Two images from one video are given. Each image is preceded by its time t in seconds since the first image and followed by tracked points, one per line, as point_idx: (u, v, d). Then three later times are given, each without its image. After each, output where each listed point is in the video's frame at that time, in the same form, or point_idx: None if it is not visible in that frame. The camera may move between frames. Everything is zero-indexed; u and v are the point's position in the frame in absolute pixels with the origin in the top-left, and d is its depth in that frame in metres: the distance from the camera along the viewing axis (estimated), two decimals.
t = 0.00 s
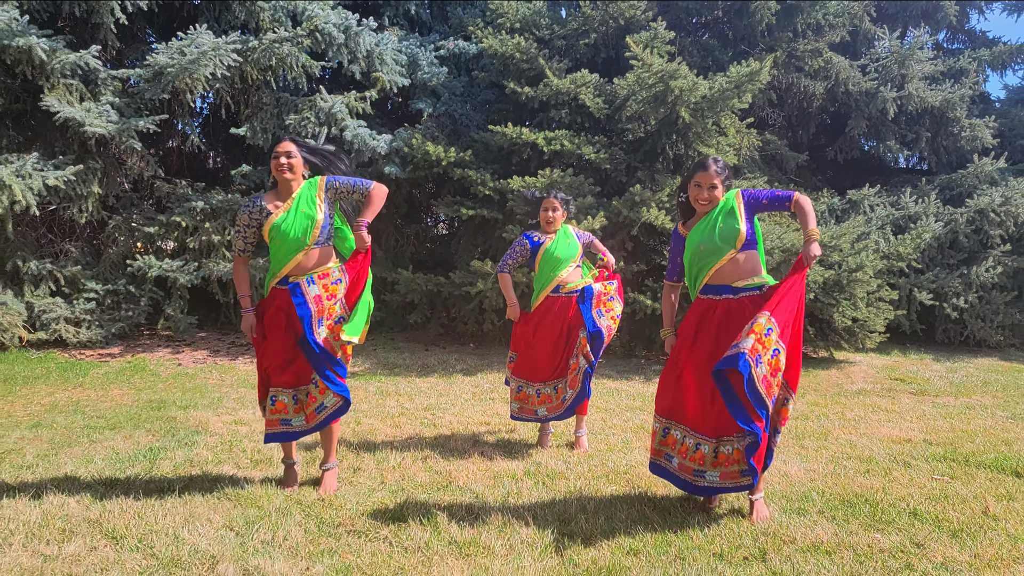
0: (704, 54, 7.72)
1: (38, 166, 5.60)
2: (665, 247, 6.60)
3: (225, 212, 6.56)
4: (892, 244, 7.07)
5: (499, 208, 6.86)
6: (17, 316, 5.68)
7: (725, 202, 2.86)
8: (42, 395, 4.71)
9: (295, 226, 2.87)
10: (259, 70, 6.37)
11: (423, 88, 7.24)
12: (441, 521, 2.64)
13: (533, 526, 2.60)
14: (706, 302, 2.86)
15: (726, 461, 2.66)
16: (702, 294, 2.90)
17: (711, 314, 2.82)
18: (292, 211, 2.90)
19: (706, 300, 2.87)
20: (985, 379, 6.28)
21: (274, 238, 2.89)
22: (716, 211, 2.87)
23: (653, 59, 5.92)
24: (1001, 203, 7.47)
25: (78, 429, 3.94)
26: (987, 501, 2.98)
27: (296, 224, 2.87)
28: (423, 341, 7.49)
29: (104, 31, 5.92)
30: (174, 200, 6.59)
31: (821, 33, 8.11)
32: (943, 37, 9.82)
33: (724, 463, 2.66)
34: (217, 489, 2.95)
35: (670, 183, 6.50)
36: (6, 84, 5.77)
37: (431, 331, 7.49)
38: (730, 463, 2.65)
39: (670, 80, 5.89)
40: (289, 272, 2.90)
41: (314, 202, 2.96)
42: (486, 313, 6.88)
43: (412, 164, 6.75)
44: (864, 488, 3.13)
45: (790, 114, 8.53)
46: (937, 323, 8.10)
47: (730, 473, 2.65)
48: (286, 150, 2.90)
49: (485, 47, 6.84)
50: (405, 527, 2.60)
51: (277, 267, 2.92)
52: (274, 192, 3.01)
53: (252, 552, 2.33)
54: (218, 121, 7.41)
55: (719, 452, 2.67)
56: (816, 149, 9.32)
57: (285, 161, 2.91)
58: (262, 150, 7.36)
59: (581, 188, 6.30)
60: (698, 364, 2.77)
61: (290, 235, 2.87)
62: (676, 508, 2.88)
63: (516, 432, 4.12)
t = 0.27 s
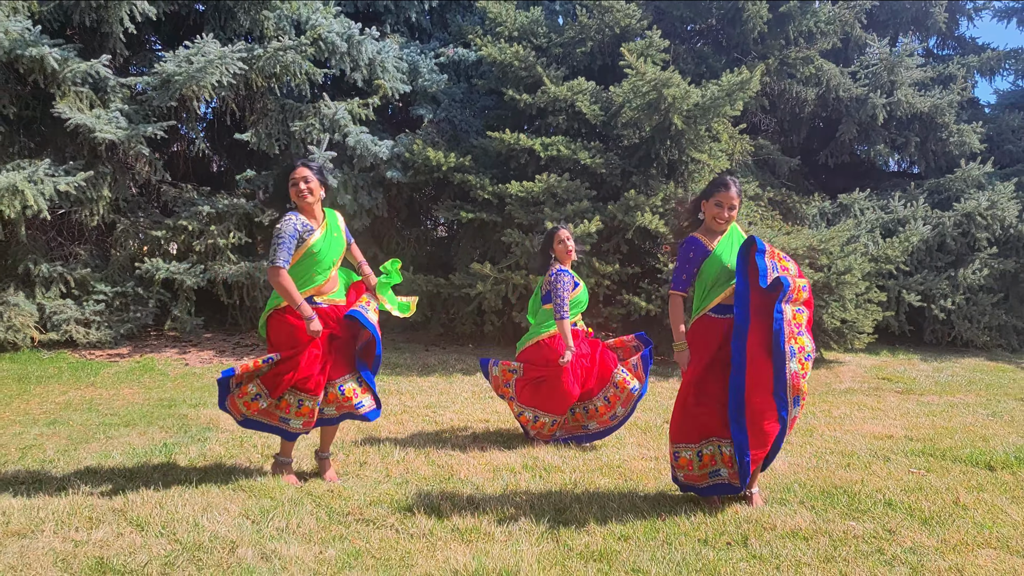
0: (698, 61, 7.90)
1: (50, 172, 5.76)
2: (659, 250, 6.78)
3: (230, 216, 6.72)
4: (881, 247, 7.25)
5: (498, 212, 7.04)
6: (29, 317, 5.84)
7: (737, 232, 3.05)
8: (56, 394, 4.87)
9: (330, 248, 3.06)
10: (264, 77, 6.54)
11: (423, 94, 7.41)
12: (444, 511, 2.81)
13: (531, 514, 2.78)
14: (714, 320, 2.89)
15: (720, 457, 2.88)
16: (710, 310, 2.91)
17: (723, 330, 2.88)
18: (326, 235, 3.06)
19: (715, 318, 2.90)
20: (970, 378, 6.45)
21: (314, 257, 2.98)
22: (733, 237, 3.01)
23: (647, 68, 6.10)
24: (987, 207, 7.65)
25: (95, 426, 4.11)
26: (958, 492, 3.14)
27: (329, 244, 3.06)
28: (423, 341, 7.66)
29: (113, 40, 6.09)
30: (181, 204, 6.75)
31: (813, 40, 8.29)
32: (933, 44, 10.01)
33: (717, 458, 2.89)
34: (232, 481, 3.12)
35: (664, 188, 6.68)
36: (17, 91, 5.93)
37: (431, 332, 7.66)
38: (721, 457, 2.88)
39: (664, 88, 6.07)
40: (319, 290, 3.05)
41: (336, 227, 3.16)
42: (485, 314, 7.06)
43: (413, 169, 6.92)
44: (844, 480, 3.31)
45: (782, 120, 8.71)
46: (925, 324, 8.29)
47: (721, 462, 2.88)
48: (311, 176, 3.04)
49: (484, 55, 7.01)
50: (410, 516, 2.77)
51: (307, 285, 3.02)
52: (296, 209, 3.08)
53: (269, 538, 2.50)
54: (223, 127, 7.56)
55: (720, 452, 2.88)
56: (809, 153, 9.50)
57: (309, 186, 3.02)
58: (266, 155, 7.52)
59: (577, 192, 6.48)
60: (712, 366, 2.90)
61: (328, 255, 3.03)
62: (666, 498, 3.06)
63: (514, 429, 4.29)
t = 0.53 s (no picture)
0: (692, 64, 8.04)
1: (57, 174, 5.88)
2: (654, 249, 6.91)
3: (233, 216, 6.84)
4: (872, 247, 7.39)
5: (496, 212, 7.16)
6: (36, 315, 5.96)
7: (740, 237, 3.21)
8: (65, 390, 4.99)
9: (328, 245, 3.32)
10: (266, 80, 6.67)
11: (423, 96, 7.53)
12: (443, 499, 2.93)
13: (527, 502, 2.91)
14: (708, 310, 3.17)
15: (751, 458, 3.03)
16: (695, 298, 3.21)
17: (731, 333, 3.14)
18: (326, 231, 3.33)
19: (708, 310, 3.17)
20: (958, 376, 6.59)
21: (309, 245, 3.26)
22: (729, 236, 3.19)
23: (642, 71, 6.23)
24: (976, 208, 7.79)
25: (104, 421, 4.23)
26: (938, 482, 3.20)
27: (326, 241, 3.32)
28: (422, 340, 7.78)
29: (118, 44, 6.20)
30: (184, 205, 6.86)
31: (806, 43, 8.43)
32: (925, 46, 10.16)
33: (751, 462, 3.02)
34: (241, 472, 3.25)
35: (658, 189, 6.81)
36: (24, 94, 6.05)
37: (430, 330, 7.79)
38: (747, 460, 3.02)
39: (659, 91, 6.21)
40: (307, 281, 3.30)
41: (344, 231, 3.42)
42: (484, 313, 7.18)
43: (413, 171, 7.04)
44: (829, 472, 3.40)
45: (775, 122, 8.86)
46: (916, 323, 8.43)
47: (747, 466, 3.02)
48: (336, 173, 3.31)
49: (482, 58, 7.13)
50: (412, 504, 2.89)
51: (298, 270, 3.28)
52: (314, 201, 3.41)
53: (278, 524, 2.63)
54: (225, 128, 7.66)
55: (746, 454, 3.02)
56: (802, 154, 9.65)
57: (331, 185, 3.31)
58: (267, 157, 7.64)
59: (574, 193, 6.61)
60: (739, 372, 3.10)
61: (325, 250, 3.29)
62: (656, 487, 3.19)
63: (512, 423, 4.42)
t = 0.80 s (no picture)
0: (685, 66, 8.14)
1: (58, 174, 5.96)
2: (646, 248, 7.00)
3: (231, 215, 6.92)
4: (862, 246, 7.49)
5: (491, 212, 7.25)
6: (37, 314, 6.04)
7: (711, 236, 3.26)
8: (66, 387, 5.07)
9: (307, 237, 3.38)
10: (264, 82, 6.75)
11: (419, 97, 7.62)
12: (436, 490, 3.03)
13: (517, 493, 3.00)
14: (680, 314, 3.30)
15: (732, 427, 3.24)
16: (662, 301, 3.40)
17: (704, 340, 3.23)
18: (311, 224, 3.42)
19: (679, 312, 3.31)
20: (945, 373, 6.70)
21: (290, 238, 3.40)
22: (700, 240, 3.27)
23: (635, 73, 6.33)
24: (965, 207, 7.90)
25: (105, 416, 4.31)
26: (916, 473, 3.29)
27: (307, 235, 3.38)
28: (419, 338, 7.87)
29: (117, 46, 6.29)
30: (183, 204, 6.94)
31: (798, 45, 8.53)
32: (916, 48, 10.27)
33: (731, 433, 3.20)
34: (239, 465, 3.34)
35: (651, 188, 6.91)
36: (25, 96, 6.13)
37: (426, 329, 7.87)
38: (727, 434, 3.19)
39: (651, 93, 6.30)
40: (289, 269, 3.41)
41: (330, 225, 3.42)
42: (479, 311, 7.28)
43: (409, 171, 7.13)
44: (811, 464, 3.48)
45: (768, 123, 8.97)
46: (906, 321, 8.54)
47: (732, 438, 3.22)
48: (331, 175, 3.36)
49: (477, 60, 7.22)
50: (405, 495, 2.98)
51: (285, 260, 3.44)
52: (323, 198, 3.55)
53: (275, 513, 2.72)
54: (223, 129, 7.72)
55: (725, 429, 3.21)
56: (795, 155, 9.75)
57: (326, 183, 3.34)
58: (265, 157, 7.72)
59: (567, 193, 6.71)
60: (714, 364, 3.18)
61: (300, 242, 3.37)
62: (643, 479, 3.28)
63: (504, 418, 4.52)
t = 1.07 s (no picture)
0: (682, 66, 8.14)
1: (54, 174, 5.94)
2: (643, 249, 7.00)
3: (228, 216, 6.90)
4: (859, 247, 7.49)
5: (488, 212, 7.24)
6: (33, 315, 6.02)
7: (707, 245, 3.27)
8: (61, 388, 5.06)
9: (307, 270, 3.56)
10: (260, 82, 6.74)
11: (416, 98, 7.61)
12: (431, 493, 3.02)
13: (513, 496, 3.00)
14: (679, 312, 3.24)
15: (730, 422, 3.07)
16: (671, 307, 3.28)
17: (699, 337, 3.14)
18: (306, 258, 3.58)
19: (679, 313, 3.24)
20: (942, 374, 6.70)
21: (291, 275, 3.57)
22: (696, 251, 3.25)
23: (632, 74, 6.32)
24: (962, 208, 7.90)
25: (101, 418, 4.30)
26: (912, 475, 3.29)
27: (308, 269, 3.56)
28: (416, 339, 7.86)
29: (114, 46, 6.27)
30: (179, 205, 6.92)
31: (795, 45, 8.53)
32: (913, 48, 10.27)
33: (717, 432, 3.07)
34: (234, 467, 3.33)
35: (648, 189, 6.90)
36: (21, 96, 6.11)
37: (423, 329, 7.86)
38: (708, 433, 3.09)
39: (648, 93, 6.30)
40: (295, 303, 3.60)
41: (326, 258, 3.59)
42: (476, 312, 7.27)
43: (406, 171, 7.11)
44: (808, 466, 3.47)
45: (765, 123, 8.97)
46: (903, 322, 8.55)
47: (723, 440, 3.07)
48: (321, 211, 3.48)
49: (474, 60, 7.21)
50: (401, 498, 2.98)
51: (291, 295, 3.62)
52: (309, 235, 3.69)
53: (269, 517, 2.71)
54: (220, 129, 7.68)
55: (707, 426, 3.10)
56: (793, 155, 9.76)
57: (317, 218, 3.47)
58: (262, 157, 7.70)
59: (564, 194, 6.70)
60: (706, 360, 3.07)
61: (301, 278, 3.54)
62: (638, 481, 3.28)
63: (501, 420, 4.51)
